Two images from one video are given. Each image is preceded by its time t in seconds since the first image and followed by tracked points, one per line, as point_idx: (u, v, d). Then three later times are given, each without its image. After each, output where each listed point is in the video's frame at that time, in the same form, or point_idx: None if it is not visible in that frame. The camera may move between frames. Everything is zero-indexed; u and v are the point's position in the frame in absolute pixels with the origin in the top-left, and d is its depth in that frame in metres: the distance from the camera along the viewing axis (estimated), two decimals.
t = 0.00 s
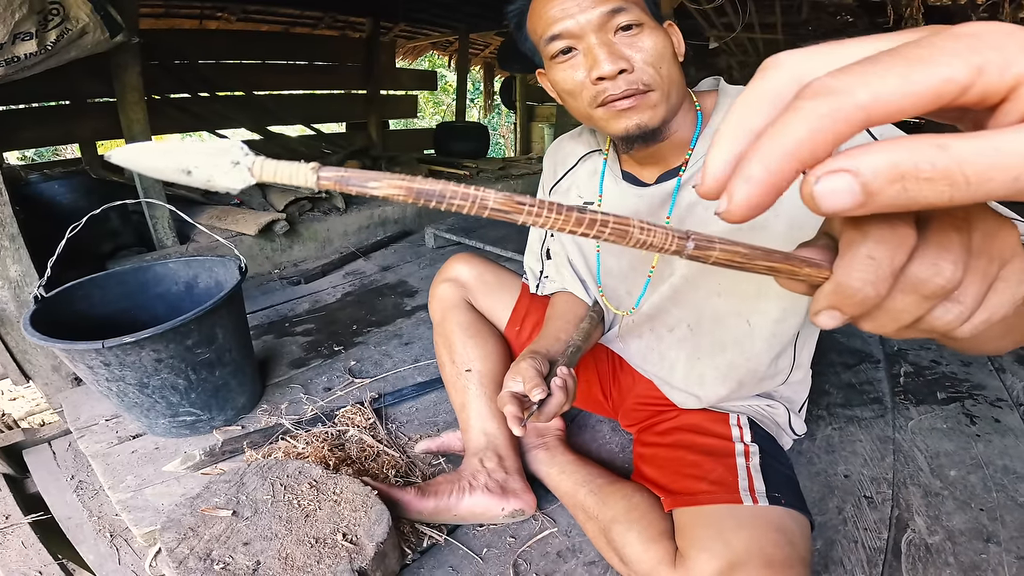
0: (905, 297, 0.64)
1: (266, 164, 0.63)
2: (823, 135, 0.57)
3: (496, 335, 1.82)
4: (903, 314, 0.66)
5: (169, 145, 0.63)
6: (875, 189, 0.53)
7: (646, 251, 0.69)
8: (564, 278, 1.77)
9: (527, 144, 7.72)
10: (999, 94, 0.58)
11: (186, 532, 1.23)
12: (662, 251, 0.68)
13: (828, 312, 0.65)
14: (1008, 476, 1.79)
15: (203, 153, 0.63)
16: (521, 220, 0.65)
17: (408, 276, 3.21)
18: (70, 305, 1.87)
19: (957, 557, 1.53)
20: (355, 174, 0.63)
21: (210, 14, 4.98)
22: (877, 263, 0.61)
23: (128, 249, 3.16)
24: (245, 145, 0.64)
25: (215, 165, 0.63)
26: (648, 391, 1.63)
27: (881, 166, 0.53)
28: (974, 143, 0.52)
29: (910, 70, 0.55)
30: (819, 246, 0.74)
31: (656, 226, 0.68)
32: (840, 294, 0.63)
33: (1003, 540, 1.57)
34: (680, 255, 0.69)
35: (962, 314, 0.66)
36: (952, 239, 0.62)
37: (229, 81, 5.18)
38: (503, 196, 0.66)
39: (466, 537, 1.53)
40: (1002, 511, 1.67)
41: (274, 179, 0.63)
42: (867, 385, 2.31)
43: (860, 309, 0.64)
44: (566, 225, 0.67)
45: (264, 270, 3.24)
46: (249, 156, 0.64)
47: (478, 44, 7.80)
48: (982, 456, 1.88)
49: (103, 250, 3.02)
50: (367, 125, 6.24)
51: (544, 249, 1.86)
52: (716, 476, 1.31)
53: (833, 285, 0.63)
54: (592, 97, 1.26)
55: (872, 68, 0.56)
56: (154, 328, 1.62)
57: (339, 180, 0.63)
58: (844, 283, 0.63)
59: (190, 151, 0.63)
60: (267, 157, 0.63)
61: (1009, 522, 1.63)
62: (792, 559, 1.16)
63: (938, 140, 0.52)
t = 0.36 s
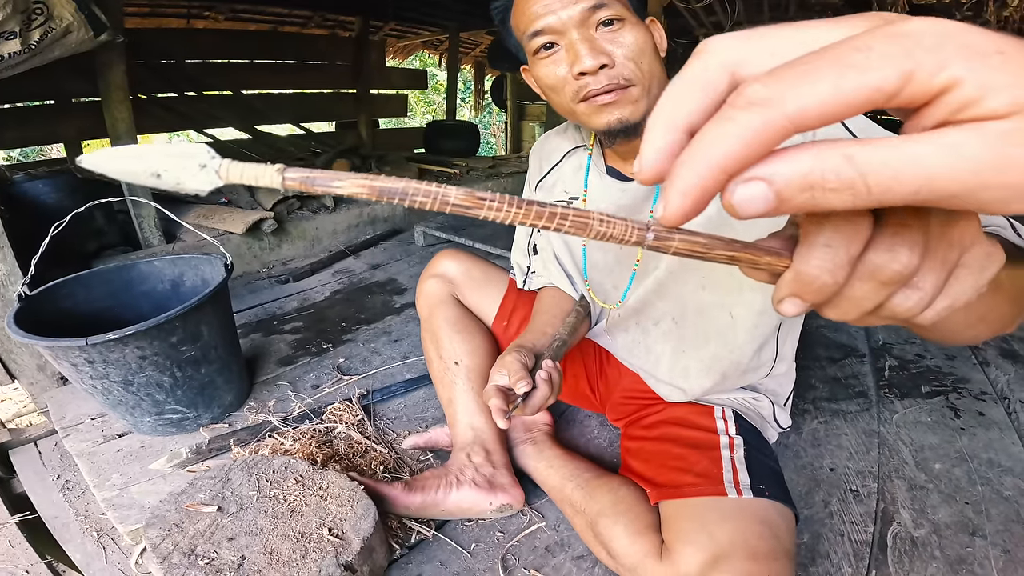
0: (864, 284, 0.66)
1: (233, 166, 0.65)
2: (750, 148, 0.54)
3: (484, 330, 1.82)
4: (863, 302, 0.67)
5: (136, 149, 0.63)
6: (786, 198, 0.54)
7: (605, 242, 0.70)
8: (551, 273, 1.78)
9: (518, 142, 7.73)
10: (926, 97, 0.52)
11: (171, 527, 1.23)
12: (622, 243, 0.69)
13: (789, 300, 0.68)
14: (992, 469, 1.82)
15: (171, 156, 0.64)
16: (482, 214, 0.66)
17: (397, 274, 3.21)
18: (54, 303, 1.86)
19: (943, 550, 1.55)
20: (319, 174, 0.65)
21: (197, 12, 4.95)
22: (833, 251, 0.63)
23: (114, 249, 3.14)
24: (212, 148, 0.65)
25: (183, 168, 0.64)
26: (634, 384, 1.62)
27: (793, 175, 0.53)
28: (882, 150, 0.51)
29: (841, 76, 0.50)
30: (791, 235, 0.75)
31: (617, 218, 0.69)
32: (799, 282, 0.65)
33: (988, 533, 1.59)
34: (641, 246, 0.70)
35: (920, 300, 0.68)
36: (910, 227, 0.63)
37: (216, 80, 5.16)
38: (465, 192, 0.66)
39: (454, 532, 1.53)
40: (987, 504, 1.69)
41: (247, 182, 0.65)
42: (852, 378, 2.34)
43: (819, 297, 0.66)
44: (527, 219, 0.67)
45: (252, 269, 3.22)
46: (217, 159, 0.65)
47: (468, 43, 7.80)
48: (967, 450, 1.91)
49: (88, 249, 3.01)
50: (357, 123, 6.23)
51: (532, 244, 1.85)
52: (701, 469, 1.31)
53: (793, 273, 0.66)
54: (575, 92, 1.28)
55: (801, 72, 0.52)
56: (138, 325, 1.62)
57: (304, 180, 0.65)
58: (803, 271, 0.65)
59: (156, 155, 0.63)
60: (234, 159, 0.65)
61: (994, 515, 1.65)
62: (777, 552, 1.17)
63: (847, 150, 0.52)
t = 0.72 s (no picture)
0: (864, 257, 0.58)
1: (67, 123, 0.65)
2: (711, 77, 0.49)
3: (463, 327, 1.76)
4: (862, 279, 0.60)
5: None
6: (754, 129, 0.49)
7: (536, 198, 0.62)
8: (534, 268, 1.73)
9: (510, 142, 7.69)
10: (917, 17, 0.50)
11: (122, 532, 1.22)
12: (558, 201, 0.62)
13: (772, 278, 0.59)
14: (993, 469, 1.76)
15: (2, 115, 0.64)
16: (371, 167, 0.58)
17: (382, 273, 3.14)
18: (19, 302, 1.79)
19: (943, 555, 1.49)
20: (167, 128, 0.61)
21: (182, 11, 4.89)
22: (822, 215, 0.55)
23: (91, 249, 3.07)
24: (44, 106, 0.66)
25: (13, 128, 0.64)
26: (619, 383, 1.55)
27: (760, 101, 0.48)
28: (853, 70, 0.47)
29: None
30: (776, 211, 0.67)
31: (550, 171, 0.61)
32: (783, 254, 0.57)
33: (991, 537, 1.53)
34: (582, 206, 0.61)
35: (931, 276, 0.61)
36: (913, 186, 0.57)
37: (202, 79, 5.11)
38: (355, 141, 0.59)
39: (430, 539, 1.46)
40: (989, 507, 1.63)
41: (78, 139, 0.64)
42: (847, 376, 2.28)
43: (809, 272, 0.58)
44: (432, 171, 0.59)
45: (233, 269, 3.15)
46: (50, 116, 0.66)
47: (460, 42, 7.75)
48: (966, 449, 1.85)
49: (64, 248, 2.94)
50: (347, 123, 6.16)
51: (513, 239, 1.80)
52: (688, 473, 1.23)
53: (776, 244, 0.57)
54: (548, 75, 1.23)
55: None
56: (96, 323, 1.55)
57: (150, 134, 0.62)
58: (787, 241, 0.57)
59: None
60: (68, 117, 0.66)
61: (997, 518, 1.59)
62: (768, 561, 1.09)
63: (818, 70, 0.47)
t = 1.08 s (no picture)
0: (803, 302, 0.58)
1: None
2: (598, 102, 0.42)
3: (443, 337, 1.73)
4: (802, 324, 0.59)
5: None
6: (657, 167, 0.42)
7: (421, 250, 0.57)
8: (513, 276, 1.70)
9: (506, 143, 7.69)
10: (842, 13, 0.42)
11: (90, 541, 1.20)
12: (444, 250, 0.57)
13: (705, 325, 0.58)
14: (983, 478, 1.75)
15: None
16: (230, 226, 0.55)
17: (371, 277, 3.13)
18: None
19: (929, 568, 1.47)
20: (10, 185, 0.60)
21: (172, 15, 4.88)
22: (756, 256, 0.54)
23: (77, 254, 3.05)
24: None
25: None
26: (601, 394, 1.52)
27: (664, 130, 0.41)
28: (768, 84, 0.40)
29: None
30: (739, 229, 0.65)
31: (434, 219, 0.57)
32: (716, 301, 0.56)
33: (978, 548, 1.52)
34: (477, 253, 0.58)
35: (879, 322, 0.60)
36: (863, 226, 0.54)
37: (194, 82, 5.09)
38: (207, 194, 0.55)
39: (407, 550, 1.43)
40: (977, 517, 1.61)
41: None
42: (837, 382, 2.25)
43: (743, 320, 0.57)
44: (296, 230, 0.55)
45: (221, 274, 3.13)
46: None
47: (454, 44, 7.74)
48: (957, 458, 1.83)
49: (49, 254, 2.92)
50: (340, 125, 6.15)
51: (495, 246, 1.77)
52: (665, 489, 1.21)
53: (707, 290, 0.56)
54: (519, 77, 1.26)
55: None
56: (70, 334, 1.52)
57: None
58: (719, 287, 0.56)
59: None
60: None
61: (985, 529, 1.58)
62: None
63: (727, 86, 0.41)
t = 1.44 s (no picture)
0: (781, 299, 0.62)
1: None
2: (594, 143, 0.44)
3: (447, 337, 1.78)
4: (781, 319, 0.63)
5: None
6: (647, 195, 0.46)
7: (446, 251, 0.64)
8: (516, 278, 1.74)
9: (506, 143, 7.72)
10: (830, 62, 0.42)
11: (110, 537, 1.25)
12: (468, 253, 0.64)
13: (695, 320, 0.62)
14: (978, 475, 1.78)
15: None
16: (284, 227, 0.62)
17: (375, 278, 3.17)
18: (10, 312, 1.80)
19: (924, 562, 1.50)
20: (87, 189, 0.66)
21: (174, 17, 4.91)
22: (738, 258, 0.58)
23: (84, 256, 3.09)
24: None
25: None
26: (602, 393, 1.56)
27: (655, 165, 0.44)
28: (753, 130, 0.42)
29: (709, 30, 0.39)
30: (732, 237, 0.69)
31: (459, 224, 0.63)
32: (705, 299, 0.60)
33: (972, 544, 1.55)
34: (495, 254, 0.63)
35: (852, 317, 0.64)
36: (831, 233, 0.59)
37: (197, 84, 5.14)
38: (266, 200, 0.63)
39: (415, 545, 1.47)
40: (972, 513, 1.65)
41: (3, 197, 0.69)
42: (834, 381, 2.29)
43: (728, 315, 0.61)
44: (341, 230, 0.62)
45: (226, 275, 3.17)
46: None
47: (455, 45, 7.79)
48: (952, 454, 1.87)
49: (57, 255, 2.96)
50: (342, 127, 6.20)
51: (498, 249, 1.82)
52: (666, 483, 1.24)
53: (697, 289, 0.60)
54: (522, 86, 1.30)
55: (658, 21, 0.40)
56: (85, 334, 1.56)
57: (71, 195, 0.66)
58: (707, 286, 0.60)
59: None
60: None
61: (979, 525, 1.61)
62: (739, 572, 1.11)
63: (721, 132, 0.42)
